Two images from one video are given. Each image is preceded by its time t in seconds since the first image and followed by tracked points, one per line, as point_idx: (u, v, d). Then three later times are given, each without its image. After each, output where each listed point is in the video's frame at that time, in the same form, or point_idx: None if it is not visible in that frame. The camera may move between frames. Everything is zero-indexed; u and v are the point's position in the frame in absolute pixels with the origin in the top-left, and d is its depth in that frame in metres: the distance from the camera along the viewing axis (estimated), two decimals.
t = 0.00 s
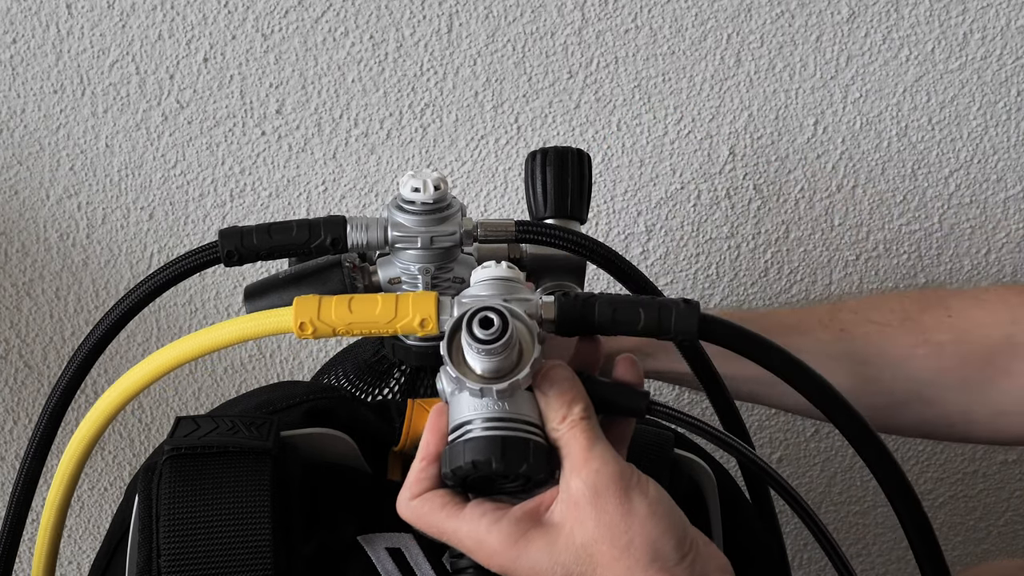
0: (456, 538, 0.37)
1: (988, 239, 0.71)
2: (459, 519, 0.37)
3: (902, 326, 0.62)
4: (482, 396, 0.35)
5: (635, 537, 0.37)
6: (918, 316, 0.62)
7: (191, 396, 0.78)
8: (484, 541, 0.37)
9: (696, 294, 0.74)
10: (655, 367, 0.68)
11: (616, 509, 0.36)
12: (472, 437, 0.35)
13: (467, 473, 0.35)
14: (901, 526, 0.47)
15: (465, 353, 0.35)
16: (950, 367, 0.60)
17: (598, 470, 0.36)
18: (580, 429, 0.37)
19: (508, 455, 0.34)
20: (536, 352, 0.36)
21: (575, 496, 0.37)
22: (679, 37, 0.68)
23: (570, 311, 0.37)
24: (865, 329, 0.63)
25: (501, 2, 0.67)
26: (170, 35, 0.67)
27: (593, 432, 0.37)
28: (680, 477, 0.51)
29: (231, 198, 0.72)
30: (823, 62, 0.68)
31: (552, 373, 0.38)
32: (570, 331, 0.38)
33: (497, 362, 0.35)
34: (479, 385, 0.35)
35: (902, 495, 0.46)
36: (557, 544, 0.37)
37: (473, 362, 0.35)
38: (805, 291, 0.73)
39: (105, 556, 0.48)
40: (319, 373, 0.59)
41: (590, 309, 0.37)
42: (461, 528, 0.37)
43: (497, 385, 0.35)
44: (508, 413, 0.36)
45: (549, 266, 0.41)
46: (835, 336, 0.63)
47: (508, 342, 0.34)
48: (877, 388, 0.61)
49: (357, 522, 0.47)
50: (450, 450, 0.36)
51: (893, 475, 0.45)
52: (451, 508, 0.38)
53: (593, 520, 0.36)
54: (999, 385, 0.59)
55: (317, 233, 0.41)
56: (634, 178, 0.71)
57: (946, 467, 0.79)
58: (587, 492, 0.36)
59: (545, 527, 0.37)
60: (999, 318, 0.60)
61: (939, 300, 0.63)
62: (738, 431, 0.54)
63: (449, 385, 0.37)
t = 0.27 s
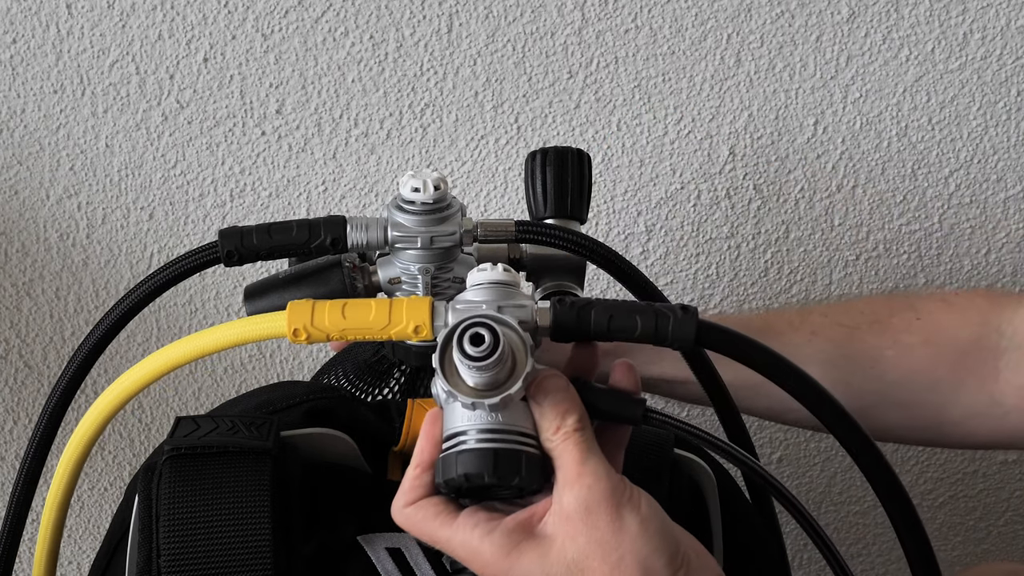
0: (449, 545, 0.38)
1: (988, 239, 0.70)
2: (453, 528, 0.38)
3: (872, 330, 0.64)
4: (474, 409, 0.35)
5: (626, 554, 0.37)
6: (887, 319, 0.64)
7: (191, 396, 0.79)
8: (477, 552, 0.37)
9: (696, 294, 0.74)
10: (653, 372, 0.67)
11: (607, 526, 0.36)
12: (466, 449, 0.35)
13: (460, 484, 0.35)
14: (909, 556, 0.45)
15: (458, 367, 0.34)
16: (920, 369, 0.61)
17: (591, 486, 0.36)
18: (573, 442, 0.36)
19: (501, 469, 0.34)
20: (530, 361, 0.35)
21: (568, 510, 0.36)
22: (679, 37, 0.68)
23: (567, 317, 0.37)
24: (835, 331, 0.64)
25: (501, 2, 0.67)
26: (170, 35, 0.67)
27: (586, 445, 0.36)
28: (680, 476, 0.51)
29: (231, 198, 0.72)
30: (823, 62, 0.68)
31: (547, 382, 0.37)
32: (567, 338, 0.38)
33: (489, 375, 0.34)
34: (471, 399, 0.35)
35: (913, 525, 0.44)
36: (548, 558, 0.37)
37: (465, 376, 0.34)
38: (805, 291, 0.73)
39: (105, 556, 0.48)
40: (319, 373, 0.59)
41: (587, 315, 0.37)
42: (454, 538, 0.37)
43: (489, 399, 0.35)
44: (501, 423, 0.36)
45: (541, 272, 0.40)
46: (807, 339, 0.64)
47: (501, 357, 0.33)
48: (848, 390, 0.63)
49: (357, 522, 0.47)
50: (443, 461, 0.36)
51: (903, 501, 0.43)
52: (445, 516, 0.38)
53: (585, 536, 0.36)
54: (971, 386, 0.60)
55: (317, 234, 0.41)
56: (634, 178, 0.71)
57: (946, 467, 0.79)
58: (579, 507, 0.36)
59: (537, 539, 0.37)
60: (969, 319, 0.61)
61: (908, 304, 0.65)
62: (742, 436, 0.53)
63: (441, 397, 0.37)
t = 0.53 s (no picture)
0: (442, 555, 0.38)
1: (989, 239, 0.70)
2: (445, 538, 0.38)
3: (871, 338, 0.64)
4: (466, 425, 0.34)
5: None
6: (886, 327, 0.64)
7: (191, 396, 0.78)
8: (468, 565, 0.37)
9: (696, 293, 0.74)
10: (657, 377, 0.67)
11: (599, 552, 0.36)
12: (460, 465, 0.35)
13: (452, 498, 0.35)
14: None
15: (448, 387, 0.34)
16: (917, 376, 0.62)
17: (583, 510, 0.35)
18: (567, 462, 0.35)
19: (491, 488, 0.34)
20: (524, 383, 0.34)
21: (559, 533, 0.36)
22: (679, 37, 0.68)
23: (565, 331, 0.36)
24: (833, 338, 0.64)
25: (501, 2, 0.67)
26: (170, 35, 0.67)
27: (581, 466, 0.36)
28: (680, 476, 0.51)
29: (231, 198, 0.72)
30: (823, 62, 0.68)
31: (544, 398, 0.36)
32: (568, 350, 0.36)
33: (479, 399, 0.34)
34: (461, 419, 0.34)
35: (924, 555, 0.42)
36: None
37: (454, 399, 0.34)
38: (805, 291, 0.73)
39: (106, 555, 0.48)
40: (319, 374, 0.59)
41: (587, 328, 0.36)
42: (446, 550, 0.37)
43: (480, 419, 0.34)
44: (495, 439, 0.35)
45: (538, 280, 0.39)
46: (806, 346, 0.64)
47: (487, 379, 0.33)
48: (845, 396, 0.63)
49: (356, 522, 0.47)
50: (435, 473, 0.36)
51: (912, 527, 0.41)
52: (437, 527, 0.38)
53: (575, 560, 0.36)
54: (968, 395, 0.60)
55: (316, 233, 0.41)
56: (634, 177, 0.71)
57: (946, 467, 0.79)
58: (570, 531, 0.36)
59: (528, 557, 0.37)
60: (967, 328, 0.61)
61: (908, 312, 0.65)
62: (748, 448, 0.52)
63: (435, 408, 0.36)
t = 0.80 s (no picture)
0: (436, 571, 0.38)
1: (988, 239, 0.70)
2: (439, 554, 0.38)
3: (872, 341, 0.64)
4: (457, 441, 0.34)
5: None
6: (886, 331, 0.64)
7: (192, 396, 0.79)
8: None
9: (696, 293, 0.74)
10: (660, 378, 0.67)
11: (593, 568, 0.36)
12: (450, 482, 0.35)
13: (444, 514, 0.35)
14: None
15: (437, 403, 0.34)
16: (918, 380, 0.62)
17: (578, 526, 0.35)
18: (561, 477, 0.35)
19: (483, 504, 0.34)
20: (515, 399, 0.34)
21: (553, 550, 0.35)
22: (679, 37, 0.68)
23: (558, 345, 0.35)
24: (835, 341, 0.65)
25: (501, 2, 0.67)
26: (170, 35, 0.67)
27: (575, 481, 0.35)
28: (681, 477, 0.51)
29: (231, 198, 0.72)
30: (822, 62, 0.68)
31: (536, 414, 0.36)
32: (560, 363, 0.36)
33: (472, 414, 0.33)
34: (452, 436, 0.34)
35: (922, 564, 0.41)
36: None
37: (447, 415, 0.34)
38: (805, 291, 0.73)
39: (106, 555, 0.48)
40: (319, 374, 0.59)
41: (579, 342, 0.35)
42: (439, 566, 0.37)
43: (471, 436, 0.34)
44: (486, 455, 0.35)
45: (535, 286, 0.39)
46: (808, 348, 0.64)
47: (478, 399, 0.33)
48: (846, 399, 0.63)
49: (356, 522, 0.48)
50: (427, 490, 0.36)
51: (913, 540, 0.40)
52: (431, 544, 0.38)
53: None
54: (968, 399, 0.60)
55: (316, 233, 0.41)
56: (634, 177, 0.72)
57: (946, 467, 0.79)
58: (564, 548, 0.35)
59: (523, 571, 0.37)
60: (968, 333, 0.62)
61: (908, 316, 0.65)
62: (747, 447, 0.51)
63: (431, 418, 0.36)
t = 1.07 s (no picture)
0: (454, 546, 0.37)
1: (989, 239, 0.71)
2: (457, 528, 0.37)
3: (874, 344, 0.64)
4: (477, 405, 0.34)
5: (638, 551, 0.35)
6: (886, 335, 0.64)
7: (192, 396, 0.79)
8: (482, 553, 0.36)
9: (696, 294, 0.74)
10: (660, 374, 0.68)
11: (619, 524, 0.35)
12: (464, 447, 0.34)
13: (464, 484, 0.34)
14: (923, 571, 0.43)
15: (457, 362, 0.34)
16: (919, 383, 0.62)
17: (600, 482, 0.35)
18: (580, 439, 0.35)
19: (505, 466, 0.33)
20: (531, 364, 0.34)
21: (576, 510, 0.35)
22: (679, 37, 0.67)
23: (570, 320, 0.36)
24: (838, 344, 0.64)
25: (501, 2, 0.66)
26: (170, 35, 0.67)
27: (594, 441, 0.35)
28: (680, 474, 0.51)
29: (231, 198, 0.72)
30: (822, 62, 0.68)
31: (551, 381, 0.36)
32: (571, 337, 0.37)
33: (495, 369, 0.33)
34: (473, 396, 0.34)
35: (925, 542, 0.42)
36: (557, 557, 0.36)
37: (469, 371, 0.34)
38: (805, 290, 0.73)
39: (105, 555, 0.48)
40: (319, 374, 0.59)
41: (591, 315, 0.36)
42: (458, 539, 0.37)
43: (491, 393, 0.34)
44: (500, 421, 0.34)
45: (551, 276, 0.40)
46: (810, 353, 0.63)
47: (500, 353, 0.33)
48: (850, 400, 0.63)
49: (356, 521, 0.47)
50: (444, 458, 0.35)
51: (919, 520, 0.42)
52: (447, 519, 0.37)
53: (594, 534, 0.35)
54: (969, 402, 0.61)
55: (316, 234, 0.41)
56: (634, 177, 0.72)
57: (946, 467, 0.79)
58: (588, 508, 0.35)
59: (545, 539, 0.36)
60: (967, 337, 0.62)
61: (907, 321, 0.65)
62: (745, 442, 0.52)
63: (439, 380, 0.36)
